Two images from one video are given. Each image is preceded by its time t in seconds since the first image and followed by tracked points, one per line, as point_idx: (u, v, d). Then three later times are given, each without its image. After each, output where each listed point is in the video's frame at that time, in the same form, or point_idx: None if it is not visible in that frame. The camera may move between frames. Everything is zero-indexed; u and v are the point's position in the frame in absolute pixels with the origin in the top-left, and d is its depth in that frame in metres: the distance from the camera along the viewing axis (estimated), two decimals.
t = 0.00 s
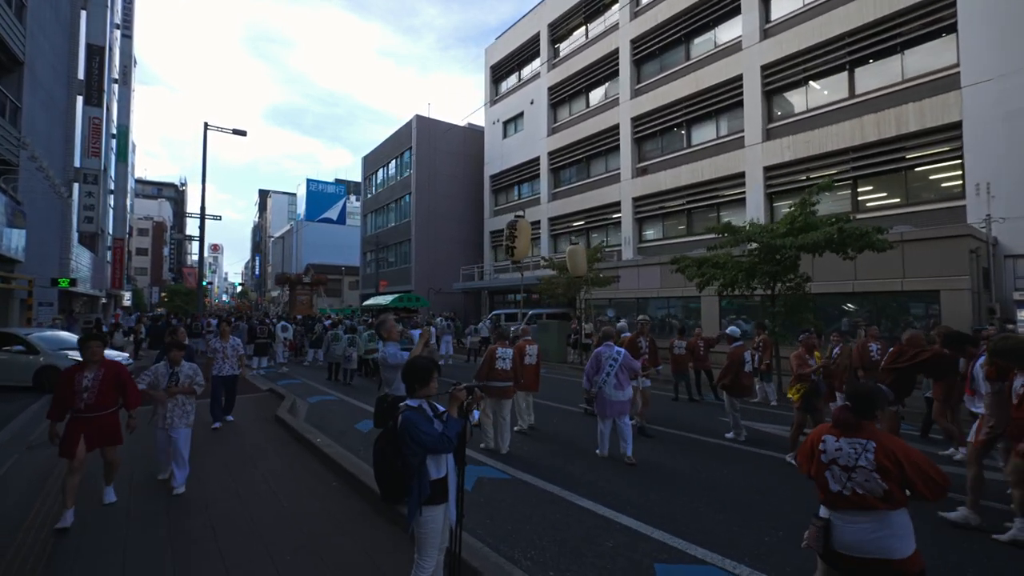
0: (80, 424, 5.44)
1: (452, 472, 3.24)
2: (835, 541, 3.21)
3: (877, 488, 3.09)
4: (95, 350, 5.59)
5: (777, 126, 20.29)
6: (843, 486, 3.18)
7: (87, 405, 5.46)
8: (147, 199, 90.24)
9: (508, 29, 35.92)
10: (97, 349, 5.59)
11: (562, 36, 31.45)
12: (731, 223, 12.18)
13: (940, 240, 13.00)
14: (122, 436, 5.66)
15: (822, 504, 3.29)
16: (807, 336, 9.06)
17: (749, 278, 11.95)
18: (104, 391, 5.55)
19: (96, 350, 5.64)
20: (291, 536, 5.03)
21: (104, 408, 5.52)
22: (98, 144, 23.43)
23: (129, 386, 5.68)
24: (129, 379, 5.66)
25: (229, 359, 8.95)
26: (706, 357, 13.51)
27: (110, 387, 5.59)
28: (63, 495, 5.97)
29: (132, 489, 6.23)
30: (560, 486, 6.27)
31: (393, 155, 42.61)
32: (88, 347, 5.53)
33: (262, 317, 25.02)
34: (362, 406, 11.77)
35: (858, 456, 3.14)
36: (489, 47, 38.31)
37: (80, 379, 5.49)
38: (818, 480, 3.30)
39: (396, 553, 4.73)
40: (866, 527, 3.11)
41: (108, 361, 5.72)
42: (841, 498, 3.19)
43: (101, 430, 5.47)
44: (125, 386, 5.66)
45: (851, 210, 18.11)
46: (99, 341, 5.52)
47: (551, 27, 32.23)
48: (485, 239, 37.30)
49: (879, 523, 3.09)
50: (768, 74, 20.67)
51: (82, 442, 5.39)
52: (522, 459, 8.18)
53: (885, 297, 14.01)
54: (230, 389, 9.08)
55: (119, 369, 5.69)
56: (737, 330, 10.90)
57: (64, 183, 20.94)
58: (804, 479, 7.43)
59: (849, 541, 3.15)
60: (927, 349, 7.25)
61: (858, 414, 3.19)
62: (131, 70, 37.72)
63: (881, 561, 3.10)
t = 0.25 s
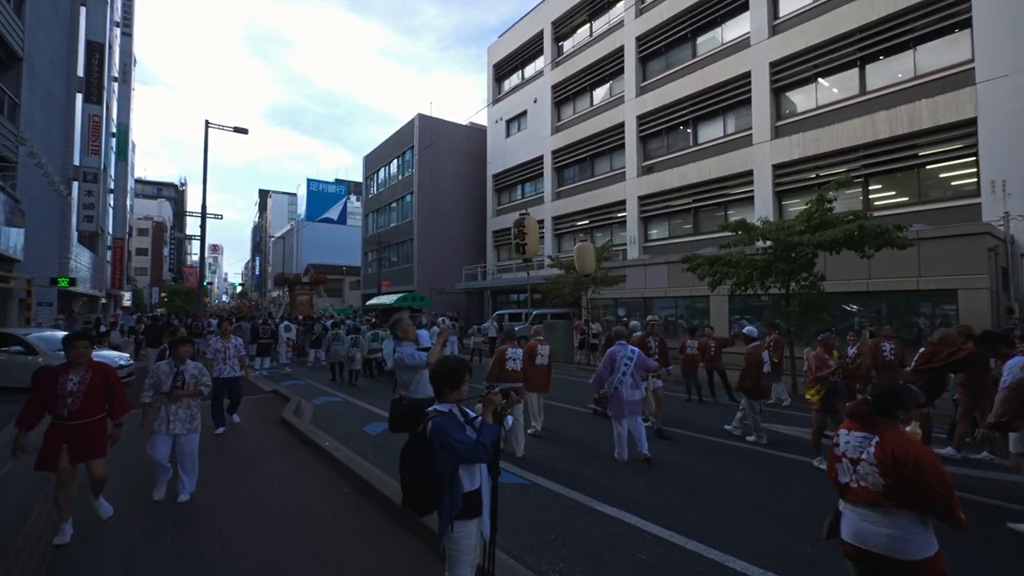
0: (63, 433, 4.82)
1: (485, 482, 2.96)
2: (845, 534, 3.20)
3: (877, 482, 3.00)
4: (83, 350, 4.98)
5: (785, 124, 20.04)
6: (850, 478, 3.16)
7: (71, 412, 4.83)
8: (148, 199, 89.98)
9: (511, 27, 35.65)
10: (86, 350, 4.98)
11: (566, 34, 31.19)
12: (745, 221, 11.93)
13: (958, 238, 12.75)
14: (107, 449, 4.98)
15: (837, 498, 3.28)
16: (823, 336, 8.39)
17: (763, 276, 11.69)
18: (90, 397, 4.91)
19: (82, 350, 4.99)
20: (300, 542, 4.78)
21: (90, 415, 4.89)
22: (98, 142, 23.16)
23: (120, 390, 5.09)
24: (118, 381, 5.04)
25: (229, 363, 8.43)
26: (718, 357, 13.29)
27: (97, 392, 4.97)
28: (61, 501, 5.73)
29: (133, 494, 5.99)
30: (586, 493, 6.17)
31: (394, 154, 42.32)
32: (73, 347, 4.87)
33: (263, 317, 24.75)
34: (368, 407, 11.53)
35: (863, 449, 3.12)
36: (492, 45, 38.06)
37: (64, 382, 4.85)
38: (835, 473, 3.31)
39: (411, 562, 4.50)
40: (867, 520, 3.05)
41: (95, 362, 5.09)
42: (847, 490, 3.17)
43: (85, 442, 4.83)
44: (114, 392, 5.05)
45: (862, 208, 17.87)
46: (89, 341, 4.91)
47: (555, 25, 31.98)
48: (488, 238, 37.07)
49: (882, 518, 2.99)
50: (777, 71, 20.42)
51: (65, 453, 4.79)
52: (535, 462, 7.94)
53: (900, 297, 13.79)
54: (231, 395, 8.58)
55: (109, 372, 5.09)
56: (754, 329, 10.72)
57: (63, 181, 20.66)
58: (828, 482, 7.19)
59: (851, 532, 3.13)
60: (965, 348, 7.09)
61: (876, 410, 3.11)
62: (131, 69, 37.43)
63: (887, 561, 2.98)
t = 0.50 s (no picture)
0: (44, 454, 4.16)
1: (527, 502, 2.71)
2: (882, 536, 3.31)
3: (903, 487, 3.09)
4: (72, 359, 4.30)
5: (794, 122, 19.80)
6: (888, 483, 3.26)
7: (55, 429, 4.17)
8: (148, 198, 89.76)
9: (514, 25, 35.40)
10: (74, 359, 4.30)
11: (570, 32, 30.95)
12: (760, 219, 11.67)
13: (976, 237, 12.52)
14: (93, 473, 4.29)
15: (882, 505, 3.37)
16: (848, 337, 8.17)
17: (780, 276, 11.44)
18: (77, 413, 4.25)
19: (69, 357, 4.31)
20: (313, 555, 4.49)
21: (77, 434, 4.23)
22: (98, 140, 22.90)
23: (113, 405, 4.43)
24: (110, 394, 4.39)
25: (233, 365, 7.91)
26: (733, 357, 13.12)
27: (86, 407, 4.31)
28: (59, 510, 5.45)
29: (135, 503, 5.72)
30: (618, 506, 6.12)
31: (396, 153, 42.06)
32: (60, 355, 4.23)
33: (265, 318, 24.49)
34: (375, 409, 11.28)
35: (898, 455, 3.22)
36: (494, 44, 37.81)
37: (49, 395, 4.21)
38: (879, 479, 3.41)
39: None
40: (895, 523, 3.15)
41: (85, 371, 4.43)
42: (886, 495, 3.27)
43: (70, 464, 4.16)
44: (107, 406, 4.39)
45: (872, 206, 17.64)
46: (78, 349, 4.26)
47: (559, 23, 31.73)
48: (491, 238, 36.85)
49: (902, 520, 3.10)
50: (786, 68, 20.17)
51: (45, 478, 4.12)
52: (551, 466, 7.69)
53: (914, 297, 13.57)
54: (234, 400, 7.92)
55: (101, 383, 4.43)
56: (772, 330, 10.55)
57: (63, 179, 20.39)
58: (859, 489, 6.92)
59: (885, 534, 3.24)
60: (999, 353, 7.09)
61: (914, 415, 3.18)
62: (131, 67, 37.15)
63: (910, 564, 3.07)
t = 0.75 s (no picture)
0: (33, 472, 3.83)
1: (579, 521, 2.51)
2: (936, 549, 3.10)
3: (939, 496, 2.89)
4: (67, 367, 3.96)
5: (803, 120, 19.60)
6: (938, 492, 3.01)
7: (46, 444, 3.85)
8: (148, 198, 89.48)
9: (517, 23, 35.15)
10: (70, 367, 3.96)
11: (574, 30, 30.72)
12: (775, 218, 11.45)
13: (993, 236, 12.32)
14: (87, 493, 3.97)
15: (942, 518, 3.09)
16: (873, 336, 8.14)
17: (795, 276, 11.23)
18: (72, 426, 3.93)
19: (64, 365, 3.96)
20: (325, 563, 4.28)
21: (71, 449, 3.92)
22: (99, 138, 22.63)
23: (112, 418, 4.09)
24: (104, 408, 4.05)
25: (242, 368, 7.42)
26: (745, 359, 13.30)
27: (82, 420, 3.98)
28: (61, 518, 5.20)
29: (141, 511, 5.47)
30: (645, 514, 5.96)
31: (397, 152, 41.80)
32: (52, 363, 3.89)
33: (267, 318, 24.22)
34: (382, 412, 11.04)
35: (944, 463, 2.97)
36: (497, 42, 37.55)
37: (40, 408, 3.90)
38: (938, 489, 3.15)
39: None
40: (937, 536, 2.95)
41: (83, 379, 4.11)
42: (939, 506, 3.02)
43: (60, 484, 3.83)
44: (103, 420, 4.04)
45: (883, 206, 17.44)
46: (73, 357, 3.91)
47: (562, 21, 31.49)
48: (493, 237, 36.62)
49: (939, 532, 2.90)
50: (795, 66, 19.96)
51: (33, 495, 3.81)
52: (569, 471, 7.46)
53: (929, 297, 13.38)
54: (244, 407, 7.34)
55: (98, 394, 4.09)
56: (790, 334, 10.63)
57: (63, 177, 20.14)
58: (887, 496, 6.71)
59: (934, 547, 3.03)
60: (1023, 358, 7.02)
61: (958, 427, 2.88)
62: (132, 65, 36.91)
63: None
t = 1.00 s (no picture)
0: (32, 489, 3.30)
1: (644, 540, 2.34)
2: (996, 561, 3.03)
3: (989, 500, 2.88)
4: (57, 368, 3.36)
5: (813, 118, 19.41)
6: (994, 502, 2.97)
7: (45, 457, 3.31)
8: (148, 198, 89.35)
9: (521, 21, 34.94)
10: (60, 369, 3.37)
11: (579, 28, 30.52)
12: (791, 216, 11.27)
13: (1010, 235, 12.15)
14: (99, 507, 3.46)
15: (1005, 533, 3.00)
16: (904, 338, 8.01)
17: (813, 275, 11.04)
18: (67, 435, 3.37)
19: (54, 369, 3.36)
20: None
21: (68, 460, 3.37)
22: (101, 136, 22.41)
23: (114, 423, 3.52)
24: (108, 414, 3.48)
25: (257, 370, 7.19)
26: (758, 359, 13.27)
27: (79, 427, 3.41)
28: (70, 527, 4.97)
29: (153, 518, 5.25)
30: (672, 520, 5.79)
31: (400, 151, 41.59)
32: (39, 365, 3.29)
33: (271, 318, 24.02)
34: (393, 413, 10.85)
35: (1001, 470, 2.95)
36: (500, 40, 37.34)
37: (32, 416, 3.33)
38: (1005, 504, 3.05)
39: None
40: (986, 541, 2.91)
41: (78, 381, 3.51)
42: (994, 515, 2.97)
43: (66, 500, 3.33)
44: (104, 426, 3.47)
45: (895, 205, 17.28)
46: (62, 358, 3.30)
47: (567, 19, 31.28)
48: (497, 237, 36.46)
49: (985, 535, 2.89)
50: (805, 63, 19.74)
51: (26, 515, 3.28)
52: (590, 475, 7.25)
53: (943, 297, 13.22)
54: (259, 407, 7.17)
55: (96, 396, 3.50)
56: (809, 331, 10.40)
57: (65, 175, 19.92)
58: (922, 502, 6.50)
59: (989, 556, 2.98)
60: None
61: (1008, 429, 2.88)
62: (133, 63, 36.71)
63: None
